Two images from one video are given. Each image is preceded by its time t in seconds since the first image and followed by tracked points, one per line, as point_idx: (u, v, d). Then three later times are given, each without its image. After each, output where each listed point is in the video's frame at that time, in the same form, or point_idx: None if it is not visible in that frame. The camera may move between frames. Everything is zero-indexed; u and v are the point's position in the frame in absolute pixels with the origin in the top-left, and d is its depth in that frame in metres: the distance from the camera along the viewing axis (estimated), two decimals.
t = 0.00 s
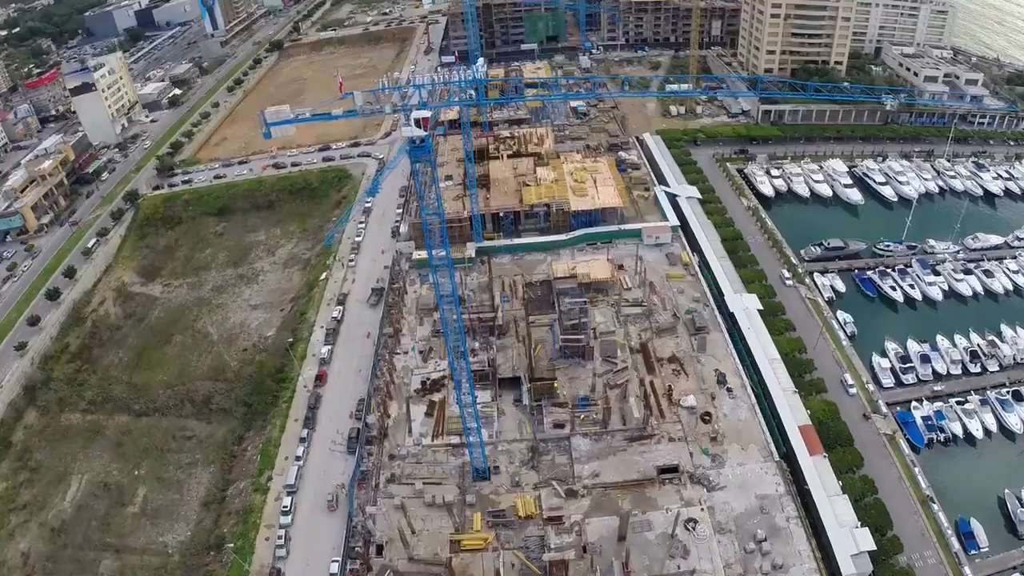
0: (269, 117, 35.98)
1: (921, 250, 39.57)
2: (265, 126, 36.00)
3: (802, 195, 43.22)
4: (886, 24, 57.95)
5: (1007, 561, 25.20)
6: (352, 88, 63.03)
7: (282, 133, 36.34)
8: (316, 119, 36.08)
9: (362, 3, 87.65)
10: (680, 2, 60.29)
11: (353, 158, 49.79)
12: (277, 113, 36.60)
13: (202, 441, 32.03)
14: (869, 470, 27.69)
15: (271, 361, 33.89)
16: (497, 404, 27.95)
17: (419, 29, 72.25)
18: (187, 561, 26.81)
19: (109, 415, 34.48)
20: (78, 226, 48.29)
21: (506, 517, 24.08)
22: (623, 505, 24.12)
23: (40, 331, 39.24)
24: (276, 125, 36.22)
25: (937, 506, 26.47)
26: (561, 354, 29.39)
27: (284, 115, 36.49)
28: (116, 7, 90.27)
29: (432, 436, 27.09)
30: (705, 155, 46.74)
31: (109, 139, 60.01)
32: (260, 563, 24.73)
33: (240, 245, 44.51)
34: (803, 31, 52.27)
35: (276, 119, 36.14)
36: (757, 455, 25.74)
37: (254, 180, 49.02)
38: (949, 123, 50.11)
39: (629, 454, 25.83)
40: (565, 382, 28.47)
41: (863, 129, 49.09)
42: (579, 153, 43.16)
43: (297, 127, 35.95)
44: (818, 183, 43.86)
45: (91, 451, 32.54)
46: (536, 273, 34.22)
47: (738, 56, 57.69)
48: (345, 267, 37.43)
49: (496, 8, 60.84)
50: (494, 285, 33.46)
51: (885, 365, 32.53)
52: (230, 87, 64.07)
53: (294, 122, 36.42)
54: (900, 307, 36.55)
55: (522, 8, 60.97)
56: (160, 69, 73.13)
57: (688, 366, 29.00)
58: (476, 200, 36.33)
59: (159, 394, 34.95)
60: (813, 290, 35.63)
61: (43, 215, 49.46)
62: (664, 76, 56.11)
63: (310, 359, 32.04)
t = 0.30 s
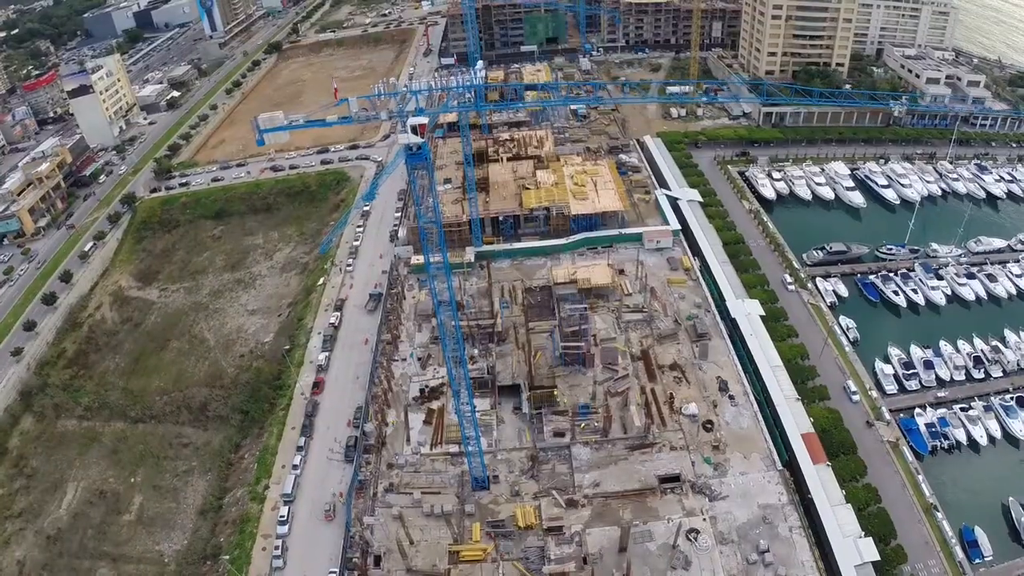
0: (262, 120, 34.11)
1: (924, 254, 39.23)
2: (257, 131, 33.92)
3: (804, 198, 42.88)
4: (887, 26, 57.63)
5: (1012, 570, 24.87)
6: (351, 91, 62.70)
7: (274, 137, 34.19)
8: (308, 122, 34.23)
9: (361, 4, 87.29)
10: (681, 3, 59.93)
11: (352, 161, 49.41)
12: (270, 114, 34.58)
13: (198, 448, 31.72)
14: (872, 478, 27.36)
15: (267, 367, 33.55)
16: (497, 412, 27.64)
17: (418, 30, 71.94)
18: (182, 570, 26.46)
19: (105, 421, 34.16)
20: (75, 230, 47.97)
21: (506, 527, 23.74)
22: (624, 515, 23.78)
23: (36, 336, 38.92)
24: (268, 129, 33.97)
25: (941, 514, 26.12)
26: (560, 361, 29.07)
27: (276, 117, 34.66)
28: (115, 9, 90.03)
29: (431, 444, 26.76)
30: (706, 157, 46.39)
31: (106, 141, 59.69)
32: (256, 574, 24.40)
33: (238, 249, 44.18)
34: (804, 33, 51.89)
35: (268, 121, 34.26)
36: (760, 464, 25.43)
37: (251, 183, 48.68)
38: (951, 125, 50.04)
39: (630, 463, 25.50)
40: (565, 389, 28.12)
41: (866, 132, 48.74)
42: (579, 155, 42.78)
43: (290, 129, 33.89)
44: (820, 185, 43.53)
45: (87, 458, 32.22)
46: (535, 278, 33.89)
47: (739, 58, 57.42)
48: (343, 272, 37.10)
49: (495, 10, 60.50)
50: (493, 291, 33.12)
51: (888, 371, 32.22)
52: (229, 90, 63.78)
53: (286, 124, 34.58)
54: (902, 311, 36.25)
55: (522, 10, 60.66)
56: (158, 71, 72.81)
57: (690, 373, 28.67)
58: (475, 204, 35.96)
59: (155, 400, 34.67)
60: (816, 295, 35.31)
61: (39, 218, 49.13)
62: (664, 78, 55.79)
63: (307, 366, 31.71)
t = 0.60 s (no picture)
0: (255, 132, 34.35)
1: (927, 258, 38.86)
2: (250, 140, 33.79)
3: (807, 202, 42.52)
4: (890, 27, 57.24)
5: None
6: (350, 92, 62.33)
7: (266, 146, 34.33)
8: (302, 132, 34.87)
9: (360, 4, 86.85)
10: (682, 4, 59.52)
11: (350, 163, 49.03)
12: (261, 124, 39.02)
13: (195, 455, 31.40)
14: (876, 488, 27.00)
15: (265, 373, 33.23)
16: (496, 421, 27.29)
17: (418, 31, 71.58)
18: None
19: (101, 427, 33.84)
20: (73, 232, 47.66)
21: (505, 539, 23.40)
22: (625, 527, 23.42)
23: (32, 341, 38.65)
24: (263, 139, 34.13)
25: (945, 524, 25.77)
26: (561, 369, 28.70)
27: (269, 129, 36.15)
28: (114, 9, 89.66)
29: (429, 454, 26.41)
30: (708, 160, 45.97)
31: (105, 143, 59.33)
32: None
33: (236, 253, 43.85)
34: (806, 35, 51.43)
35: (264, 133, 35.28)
36: (763, 474, 25.08)
37: (249, 186, 48.31)
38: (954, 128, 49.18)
39: (631, 473, 25.13)
40: (565, 398, 27.75)
41: (868, 135, 48.35)
42: (579, 158, 42.39)
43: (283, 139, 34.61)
44: (823, 190, 43.14)
45: (83, 465, 31.90)
46: (535, 283, 33.55)
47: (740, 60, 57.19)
48: (341, 277, 36.77)
49: (495, 11, 60.04)
50: (493, 296, 32.76)
51: (892, 378, 31.86)
52: (227, 92, 63.48)
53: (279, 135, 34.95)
54: (906, 317, 35.89)
55: (522, 11, 60.26)
56: (157, 72, 72.41)
57: (692, 381, 28.32)
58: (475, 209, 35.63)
59: (152, 406, 34.37)
60: (819, 301, 34.97)
61: (37, 221, 48.77)
62: (665, 80, 55.39)
63: (304, 373, 31.34)
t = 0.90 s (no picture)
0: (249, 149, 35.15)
1: (932, 265, 38.39)
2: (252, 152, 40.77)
3: (811, 207, 42.06)
4: (893, 30, 56.78)
5: None
6: (349, 94, 61.85)
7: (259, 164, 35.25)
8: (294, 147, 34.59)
9: (360, 4, 86.35)
10: (683, 5, 59.00)
11: (349, 167, 48.61)
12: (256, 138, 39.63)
13: (191, 465, 31.01)
14: (881, 500, 26.58)
15: (263, 381, 32.81)
16: (495, 433, 26.87)
17: (418, 32, 71.16)
18: None
19: (97, 435, 33.49)
20: (70, 236, 47.29)
21: (505, 554, 22.99)
22: (626, 542, 23.01)
23: (28, 347, 38.36)
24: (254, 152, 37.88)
25: (951, 538, 25.33)
26: (561, 379, 28.24)
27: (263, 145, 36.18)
28: (114, 10, 89.22)
29: (427, 466, 26.00)
30: (710, 164, 45.51)
31: (103, 145, 58.93)
32: None
33: (234, 257, 43.44)
34: (810, 37, 50.91)
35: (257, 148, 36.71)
36: (766, 487, 24.66)
37: (247, 190, 47.89)
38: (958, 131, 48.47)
39: (632, 487, 24.70)
40: (566, 410, 27.30)
41: (872, 138, 47.85)
42: (581, 163, 41.93)
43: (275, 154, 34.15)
44: (827, 194, 42.68)
45: (78, 473, 31.54)
46: (536, 290, 33.04)
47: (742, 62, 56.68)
48: (339, 283, 36.38)
49: (496, 12, 59.50)
50: (492, 304, 32.25)
51: (897, 388, 31.41)
52: (226, 93, 63.09)
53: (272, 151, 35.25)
54: (911, 325, 35.42)
55: (523, 12, 59.76)
56: (156, 74, 71.99)
57: (694, 392, 27.88)
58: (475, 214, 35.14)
59: (148, 415, 33.99)
60: (823, 309, 34.52)
61: (34, 224, 48.39)
62: (667, 83, 54.92)
63: (301, 382, 30.92)
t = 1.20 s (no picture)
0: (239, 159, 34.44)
1: (936, 270, 37.95)
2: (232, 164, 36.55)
3: (814, 212, 41.56)
4: (895, 31, 56.26)
5: None
6: (347, 96, 61.32)
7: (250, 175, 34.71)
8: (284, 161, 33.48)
9: (359, 5, 85.81)
10: (684, 6, 58.51)
11: (347, 171, 48.15)
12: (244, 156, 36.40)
13: (186, 476, 30.58)
14: (885, 512, 26.16)
15: (260, 389, 32.32)
16: (494, 445, 26.44)
17: (417, 33, 70.66)
18: None
19: (92, 445, 33.08)
20: (65, 241, 46.82)
21: (504, 570, 22.56)
22: (627, 557, 22.61)
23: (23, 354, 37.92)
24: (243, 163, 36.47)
25: (956, 550, 24.92)
26: (561, 390, 27.79)
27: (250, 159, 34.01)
28: (111, 10, 88.70)
29: (425, 479, 25.60)
30: (712, 168, 45.08)
31: (99, 148, 58.45)
32: None
33: (230, 262, 42.97)
34: (812, 38, 50.42)
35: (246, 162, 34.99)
36: (769, 501, 24.24)
37: (244, 193, 47.42)
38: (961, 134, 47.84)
39: (633, 500, 24.27)
40: (566, 421, 26.85)
41: (874, 141, 47.42)
42: (581, 167, 41.42)
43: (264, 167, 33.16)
44: (830, 198, 42.24)
45: (73, 483, 31.13)
46: (535, 297, 32.52)
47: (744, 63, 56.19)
48: (335, 290, 35.95)
49: (495, 13, 59.04)
50: (491, 312, 31.75)
51: (901, 397, 30.96)
52: (223, 95, 62.61)
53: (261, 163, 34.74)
54: (915, 332, 34.98)
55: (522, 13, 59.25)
56: (153, 75, 71.49)
57: (697, 403, 27.47)
58: (474, 219, 34.65)
59: (143, 424, 33.57)
60: (826, 316, 34.07)
61: (29, 228, 47.92)
62: (668, 84, 54.45)
63: (297, 392, 30.48)
